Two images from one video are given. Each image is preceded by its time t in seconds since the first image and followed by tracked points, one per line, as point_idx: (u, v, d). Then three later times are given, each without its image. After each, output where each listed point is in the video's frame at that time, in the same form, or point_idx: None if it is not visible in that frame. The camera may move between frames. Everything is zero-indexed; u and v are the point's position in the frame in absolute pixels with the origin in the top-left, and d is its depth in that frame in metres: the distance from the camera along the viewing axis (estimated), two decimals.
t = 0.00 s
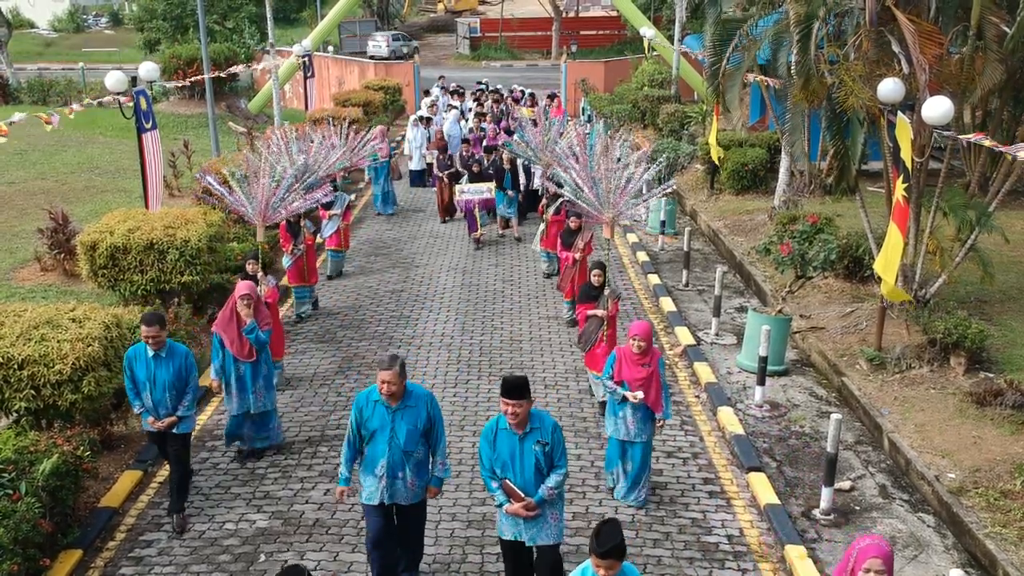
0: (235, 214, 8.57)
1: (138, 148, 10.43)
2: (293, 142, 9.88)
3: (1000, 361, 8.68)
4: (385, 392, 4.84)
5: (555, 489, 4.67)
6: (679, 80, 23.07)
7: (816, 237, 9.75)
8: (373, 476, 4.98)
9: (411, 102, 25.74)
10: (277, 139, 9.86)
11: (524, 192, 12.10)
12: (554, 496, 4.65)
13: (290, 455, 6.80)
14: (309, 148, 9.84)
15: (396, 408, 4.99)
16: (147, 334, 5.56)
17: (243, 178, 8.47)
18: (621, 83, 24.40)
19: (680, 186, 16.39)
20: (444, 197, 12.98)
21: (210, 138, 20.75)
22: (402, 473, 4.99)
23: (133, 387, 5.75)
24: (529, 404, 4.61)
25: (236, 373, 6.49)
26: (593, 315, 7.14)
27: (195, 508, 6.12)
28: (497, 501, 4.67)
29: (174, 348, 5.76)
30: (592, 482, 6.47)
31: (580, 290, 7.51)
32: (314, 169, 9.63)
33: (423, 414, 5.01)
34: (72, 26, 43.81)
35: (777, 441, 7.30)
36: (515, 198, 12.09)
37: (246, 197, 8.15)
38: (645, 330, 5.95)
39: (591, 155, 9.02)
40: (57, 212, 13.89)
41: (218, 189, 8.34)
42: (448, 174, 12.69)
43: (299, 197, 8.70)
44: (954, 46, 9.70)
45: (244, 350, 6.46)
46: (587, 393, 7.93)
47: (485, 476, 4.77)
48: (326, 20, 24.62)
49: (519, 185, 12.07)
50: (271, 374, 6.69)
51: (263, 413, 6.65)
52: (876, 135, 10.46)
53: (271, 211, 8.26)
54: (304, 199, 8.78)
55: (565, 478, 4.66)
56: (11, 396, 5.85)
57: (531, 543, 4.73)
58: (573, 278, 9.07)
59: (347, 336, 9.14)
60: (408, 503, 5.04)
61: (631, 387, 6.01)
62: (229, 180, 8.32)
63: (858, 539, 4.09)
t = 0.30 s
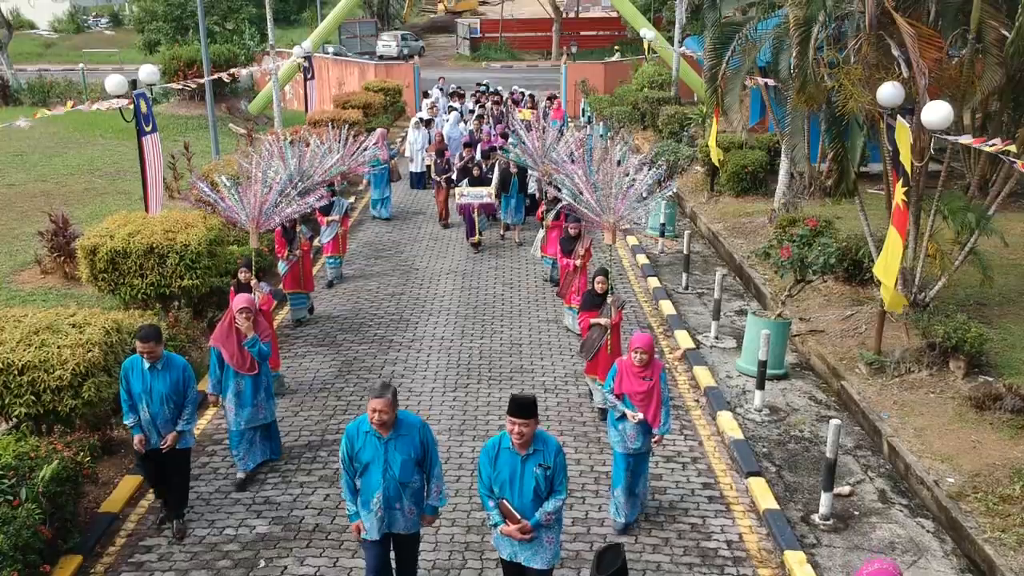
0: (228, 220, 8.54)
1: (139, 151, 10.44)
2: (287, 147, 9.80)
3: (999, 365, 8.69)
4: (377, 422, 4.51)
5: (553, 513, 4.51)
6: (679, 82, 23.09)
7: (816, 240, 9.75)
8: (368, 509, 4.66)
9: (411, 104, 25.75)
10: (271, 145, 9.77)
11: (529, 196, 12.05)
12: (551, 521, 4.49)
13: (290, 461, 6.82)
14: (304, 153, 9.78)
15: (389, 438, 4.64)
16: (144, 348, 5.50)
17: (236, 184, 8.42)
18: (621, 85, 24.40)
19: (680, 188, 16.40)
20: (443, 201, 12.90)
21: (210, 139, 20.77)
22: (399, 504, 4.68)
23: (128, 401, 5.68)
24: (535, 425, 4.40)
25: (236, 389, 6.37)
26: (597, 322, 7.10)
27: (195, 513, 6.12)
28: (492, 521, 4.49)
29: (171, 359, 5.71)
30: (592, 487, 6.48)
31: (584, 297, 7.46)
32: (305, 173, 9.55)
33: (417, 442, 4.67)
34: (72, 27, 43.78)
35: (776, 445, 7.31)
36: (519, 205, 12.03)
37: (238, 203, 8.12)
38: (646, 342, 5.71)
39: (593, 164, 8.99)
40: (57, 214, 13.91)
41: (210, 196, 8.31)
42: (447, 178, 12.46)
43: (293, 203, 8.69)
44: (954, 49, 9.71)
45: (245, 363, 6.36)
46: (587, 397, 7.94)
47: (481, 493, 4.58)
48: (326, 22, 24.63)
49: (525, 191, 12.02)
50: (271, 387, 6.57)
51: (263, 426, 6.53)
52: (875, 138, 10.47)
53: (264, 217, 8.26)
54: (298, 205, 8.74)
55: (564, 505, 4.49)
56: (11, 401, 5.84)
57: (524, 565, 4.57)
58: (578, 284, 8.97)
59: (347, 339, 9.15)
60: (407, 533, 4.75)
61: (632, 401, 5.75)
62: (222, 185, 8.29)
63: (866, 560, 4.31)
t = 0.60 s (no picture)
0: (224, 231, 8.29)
1: (139, 156, 10.44)
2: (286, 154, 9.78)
3: (999, 370, 8.71)
4: (367, 439, 4.40)
5: (555, 546, 4.40)
6: (679, 84, 23.10)
7: (815, 246, 9.76)
8: (360, 531, 4.55)
9: (411, 106, 25.77)
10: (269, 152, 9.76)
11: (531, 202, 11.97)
12: (552, 553, 4.38)
13: (290, 468, 6.84)
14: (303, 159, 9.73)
15: (378, 457, 4.52)
16: (137, 371, 5.30)
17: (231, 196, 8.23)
18: (621, 87, 24.43)
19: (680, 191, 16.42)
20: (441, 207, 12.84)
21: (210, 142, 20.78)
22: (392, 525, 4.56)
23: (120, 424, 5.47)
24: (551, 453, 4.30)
25: (233, 407, 6.32)
26: (598, 335, 7.07)
27: (196, 521, 6.14)
28: (493, 544, 4.38)
29: (165, 381, 5.54)
30: (592, 494, 6.50)
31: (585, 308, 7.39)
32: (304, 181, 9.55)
33: (408, 460, 4.55)
34: (73, 27, 43.73)
35: (775, 452, 7.33)
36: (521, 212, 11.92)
37: (233, 215, 7.88)
38: (641, 357, 5.62)
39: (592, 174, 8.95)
40: (58, 218, 13.93)
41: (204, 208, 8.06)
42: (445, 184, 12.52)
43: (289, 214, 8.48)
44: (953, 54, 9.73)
45: (241, 381, 6.35)
46: (587, 403, 7.96)
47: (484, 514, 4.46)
48: (326, 24, 24.65)
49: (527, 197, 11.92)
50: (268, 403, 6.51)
51: (256, 445, 6.43)
52: (875, 143, 10.49)
53: (260, 228, 7.99)
54: (294, 216, 8.54)
55: (567, 538, 4.38)
56: (12, 410, 5.85)
57: None
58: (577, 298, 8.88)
59: (347, 344, 9.17)
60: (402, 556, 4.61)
61: (629, 419, 5.72)
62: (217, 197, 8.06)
63: None
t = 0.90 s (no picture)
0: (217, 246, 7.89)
1: (141, 162, 10.48)
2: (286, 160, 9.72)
3: (998, 378, 8.73)
4: (363, 466, 4.32)
5: (563, 567, 4.41)
6: (680, 87, 23.09)
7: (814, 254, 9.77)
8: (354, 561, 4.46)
9: (411, 109, 25.80)
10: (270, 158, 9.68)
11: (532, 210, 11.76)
12: None
13: (291, 477, 6.87)
14: (302, 166, 9.61)
15: (374, 485, 4.43)
16: (119, 406, 5.21)
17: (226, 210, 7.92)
18: (621, 89, 24.45)
19: (680, 195, 16.44)
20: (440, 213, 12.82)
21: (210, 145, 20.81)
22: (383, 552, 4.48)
23: (108, 458, 5.42)
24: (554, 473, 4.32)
25: (229, 423, 6.26)
26: (598, 351, 6.92)
27: (197, 531, 6.16)
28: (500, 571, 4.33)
29: (147, 410, 5.44)
30: (592, 504, 6.52)
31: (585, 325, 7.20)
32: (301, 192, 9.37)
33: (402, 490, 4.45)
34: (73, 29, 43.70)
35: (775, 460, 7.35)
36: (520, 221, 11.75)
37: (229, 227, 7.50)
38: (634, 373, 5.52)
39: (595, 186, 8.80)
40: (59, 223, 13.96)
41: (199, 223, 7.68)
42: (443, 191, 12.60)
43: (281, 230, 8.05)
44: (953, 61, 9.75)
45: (236, 397, 6.23)
46: (587, 411, 7.99)
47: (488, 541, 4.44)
48: (327, 27, 24.67)
49: (528, 205, 11.72)
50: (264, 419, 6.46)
51: (260, 459, 6.43)
52: (874, 149, 10.51)
53: (257, 242, 7.57)
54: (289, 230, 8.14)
55: (575, 558, 4.40)
56: (14, 420, 5.86)
57: None
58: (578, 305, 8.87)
59: (348, 351, 9.20)
60: None
61: (626, 437, 5.59)
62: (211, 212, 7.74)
63: None
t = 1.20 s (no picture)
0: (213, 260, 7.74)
1: (142, 170, 10.54)
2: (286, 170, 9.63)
3: (998, 387, 8.75)
4: (371, 503, 4.28)
5: None
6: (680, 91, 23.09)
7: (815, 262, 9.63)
8: None
9: (411, 112, 25.83)
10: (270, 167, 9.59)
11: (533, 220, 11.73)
12: None
13: (293, 488, 6.89)
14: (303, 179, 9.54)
15: (378, 521, 4.39)
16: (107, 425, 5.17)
17: (223, 223, 7.82)
18: (621, 93, 24.48)
19: (680, 200, 16.47)
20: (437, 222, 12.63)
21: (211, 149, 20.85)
22: None
23: (91, 482, 5.35)
24: (547, 505, 4.33)
25: (229, 444, 6.01)
26: (598, 366, 6.89)
27: (200, 543, 6.19)
28: None
29: (136, 430, 5.39)
30: (592, 515, 6.54)
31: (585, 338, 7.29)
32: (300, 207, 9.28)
33: (405, 530, 4.39)
34: (74, 30, 43.68)
35: (775, 471, 7.38)
36: (524, 229, 11.76)
37: (226, 241, 7.38)
38: (631, 395, 5.38)
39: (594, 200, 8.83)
40: (61, 229, 13.99)
41: (195, 236, 7.56)
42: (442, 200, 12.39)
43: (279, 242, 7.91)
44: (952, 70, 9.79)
45: (235, 418, 5.98)
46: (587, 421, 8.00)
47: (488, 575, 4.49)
48: (328, 30, 24.72)
49: (529, 215, 11.72)
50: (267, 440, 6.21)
51: (259, 484, 6.13)
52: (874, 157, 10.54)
53: (254, 256, 7.46)
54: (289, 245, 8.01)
55: None
56: (18, 434, 5.90)
57: None
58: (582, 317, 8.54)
59: (349, 360, 9.22)
60: None
61: (624, 460, 5.41)
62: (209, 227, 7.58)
63: None
